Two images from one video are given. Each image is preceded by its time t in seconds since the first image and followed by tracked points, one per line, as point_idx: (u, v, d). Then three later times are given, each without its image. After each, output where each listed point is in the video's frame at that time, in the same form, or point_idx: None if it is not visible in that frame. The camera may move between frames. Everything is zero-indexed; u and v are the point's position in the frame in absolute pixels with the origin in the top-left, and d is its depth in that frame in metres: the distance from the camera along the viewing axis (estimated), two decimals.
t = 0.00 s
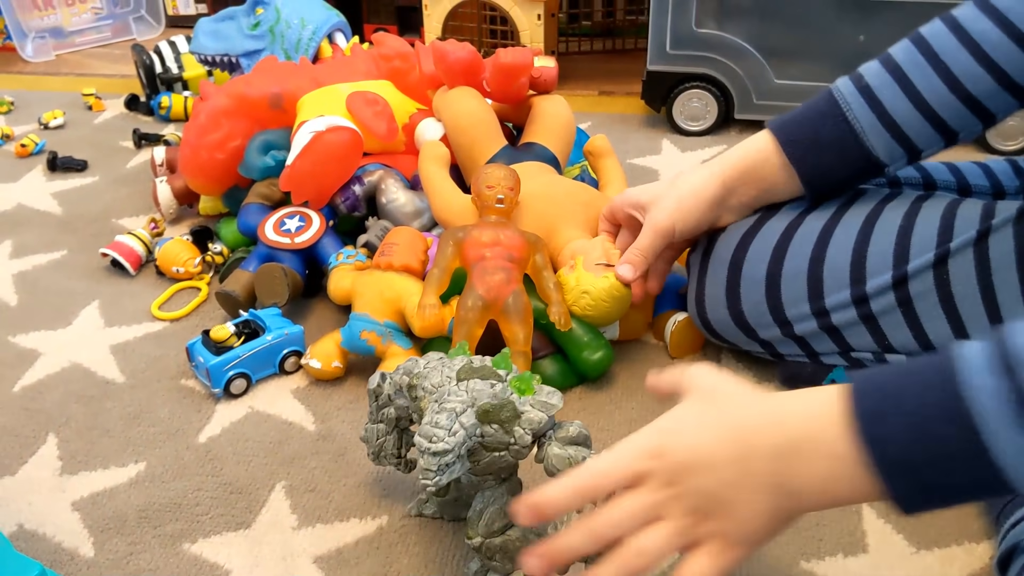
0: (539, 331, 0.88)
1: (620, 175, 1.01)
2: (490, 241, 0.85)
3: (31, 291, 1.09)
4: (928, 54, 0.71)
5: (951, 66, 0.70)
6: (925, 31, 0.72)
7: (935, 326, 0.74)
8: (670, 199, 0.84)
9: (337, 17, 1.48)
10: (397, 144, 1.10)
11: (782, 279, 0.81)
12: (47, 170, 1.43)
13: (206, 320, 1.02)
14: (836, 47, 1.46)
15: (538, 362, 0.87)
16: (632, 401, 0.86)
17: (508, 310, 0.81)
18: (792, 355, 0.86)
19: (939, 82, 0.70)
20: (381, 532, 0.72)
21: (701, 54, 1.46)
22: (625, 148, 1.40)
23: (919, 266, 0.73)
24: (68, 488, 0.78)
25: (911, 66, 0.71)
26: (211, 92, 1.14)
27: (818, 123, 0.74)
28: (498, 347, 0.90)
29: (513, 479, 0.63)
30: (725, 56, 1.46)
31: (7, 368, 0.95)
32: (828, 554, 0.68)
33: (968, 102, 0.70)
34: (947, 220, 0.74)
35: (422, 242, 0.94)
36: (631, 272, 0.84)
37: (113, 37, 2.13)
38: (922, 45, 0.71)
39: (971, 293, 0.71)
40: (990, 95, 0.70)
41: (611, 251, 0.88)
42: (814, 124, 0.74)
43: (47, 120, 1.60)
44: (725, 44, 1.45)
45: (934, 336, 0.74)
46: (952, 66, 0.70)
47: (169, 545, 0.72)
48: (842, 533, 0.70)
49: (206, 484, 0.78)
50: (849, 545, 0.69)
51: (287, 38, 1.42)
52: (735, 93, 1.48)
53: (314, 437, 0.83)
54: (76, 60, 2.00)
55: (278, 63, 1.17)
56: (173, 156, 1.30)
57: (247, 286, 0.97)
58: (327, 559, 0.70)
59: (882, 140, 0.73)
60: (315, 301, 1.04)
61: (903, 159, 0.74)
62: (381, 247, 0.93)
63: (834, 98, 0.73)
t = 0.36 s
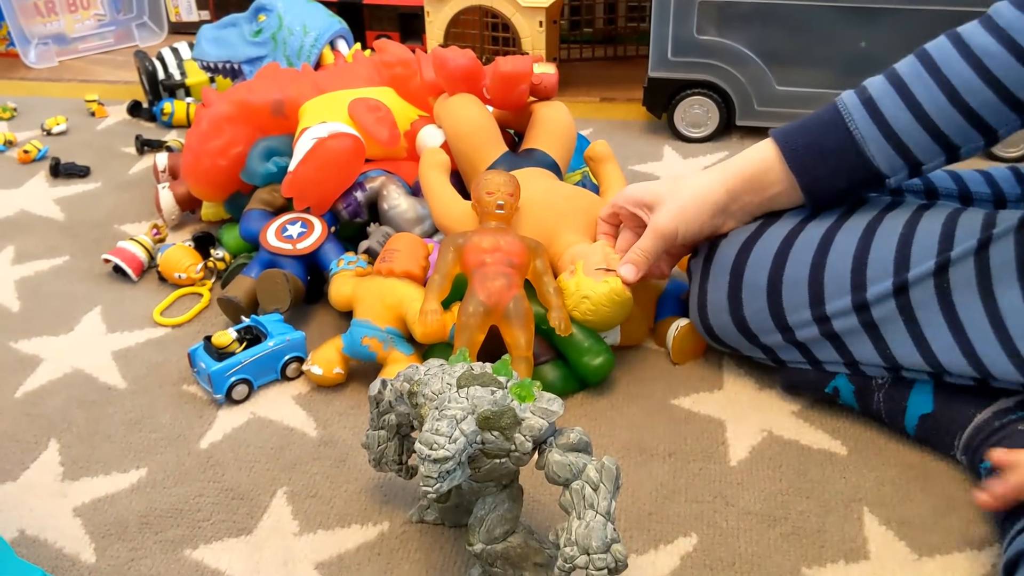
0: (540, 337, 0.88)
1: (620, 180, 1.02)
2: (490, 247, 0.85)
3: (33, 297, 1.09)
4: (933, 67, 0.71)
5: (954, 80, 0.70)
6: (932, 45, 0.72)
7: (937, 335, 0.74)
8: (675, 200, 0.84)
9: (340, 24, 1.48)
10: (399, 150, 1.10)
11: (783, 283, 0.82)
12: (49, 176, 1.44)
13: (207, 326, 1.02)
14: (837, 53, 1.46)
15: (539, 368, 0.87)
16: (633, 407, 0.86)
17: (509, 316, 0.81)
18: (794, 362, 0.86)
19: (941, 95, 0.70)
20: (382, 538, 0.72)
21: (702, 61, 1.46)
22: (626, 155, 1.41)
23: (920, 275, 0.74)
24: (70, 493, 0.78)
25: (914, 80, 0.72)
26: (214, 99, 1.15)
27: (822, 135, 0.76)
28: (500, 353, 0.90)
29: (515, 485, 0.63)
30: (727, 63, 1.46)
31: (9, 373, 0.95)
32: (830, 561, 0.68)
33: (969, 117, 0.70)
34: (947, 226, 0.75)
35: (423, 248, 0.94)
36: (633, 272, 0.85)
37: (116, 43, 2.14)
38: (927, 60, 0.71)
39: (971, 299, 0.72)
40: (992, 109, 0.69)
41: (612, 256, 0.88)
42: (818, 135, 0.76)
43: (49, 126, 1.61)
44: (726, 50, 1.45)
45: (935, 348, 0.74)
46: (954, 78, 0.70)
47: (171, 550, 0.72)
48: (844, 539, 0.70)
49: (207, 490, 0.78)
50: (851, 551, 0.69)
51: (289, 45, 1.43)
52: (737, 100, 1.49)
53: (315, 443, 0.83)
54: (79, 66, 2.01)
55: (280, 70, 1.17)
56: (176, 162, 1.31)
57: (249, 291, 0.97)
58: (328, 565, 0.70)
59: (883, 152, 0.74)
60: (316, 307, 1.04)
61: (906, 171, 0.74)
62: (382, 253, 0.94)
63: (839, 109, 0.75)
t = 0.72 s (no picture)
0: (542, 341, 0.88)
1: (623, 185, 1.02)
2: (494, 251, 0.85)
3: (36, 300, 1.10)
4: (971, 107, 0.69)
5: (999, 120, 0.67)
6: (967, 91, 0.70)
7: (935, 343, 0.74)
8: (742, 255, 0.71)
9: (343, 28, 1.48)
10: (401, 154, 1.10)
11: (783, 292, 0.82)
12: (52, 179, 1.44)
13: (210, 329, 1.03)
14: (840, 59, 1.46)
15: (541, 372, 0.87)
16: (635, 411, 0.86)
17: (512, 319, 0.82)
18: (794, 363, 0.87)
19: (983, 132, 0.68)
20: (384, 541, 0.72)
21: (704, 65, 1.47)
22: (628, 159, 1.41)
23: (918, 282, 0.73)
24: (72, 496, 0.78)
25: (962, 124, 0.68)
26: (217, 103, 1.15)
27: (876, 185, 0.70)
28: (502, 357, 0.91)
29: (516, 488, 0.63)
30: (729, 67, 1.47)
31: (11, 376, 0.95)
32: (832, 565, 0.68)
33: (1010, 154, 0.68)
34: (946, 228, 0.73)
35: (426, 251, 0.94)
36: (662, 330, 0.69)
37: (119, 47, 2.14)
38: (969, 103, 0.69)
39: (970, 308, 0.71)
40: None
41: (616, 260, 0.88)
42: (872, 192, 0.70)
43: (52, 130, 1.61)
44: (728, 55, 1.46)
45: (933, 361, 0.74)
46: (991, 113, 0.68)
47: (173, 553, 0.72)
48: (845, 543, 0.70)
49: (209, 493, 0.78)
50: (853, 555, 0.69)
51: (292, 49, 1.44)
52: (739, 105, 1.49)
53: (317, 447, 0.83)
54: (82, 70, 2.01)
55: (283, 74, 1.18)
56: (179, 166, 1.31)
57: (251, 295, 0.97)
58: (330, 568, 0.70)
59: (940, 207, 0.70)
60: (319, 310, 1.04)
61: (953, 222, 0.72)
62: (385, 257, 0.94)
63: (890, 157, 0.70)
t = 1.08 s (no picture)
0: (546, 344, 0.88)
1: (626, 188, 1.01)
2: (497, 254, 0.85)
3: (38, 302, 1.10)
4: (786, 73, 0.53)
5: (889, 43, 0.51)
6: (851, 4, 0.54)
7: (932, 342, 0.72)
8: (533, 311, 0.51)
9: (345, 31, 1.48)
10: (402, 156, 1.10)
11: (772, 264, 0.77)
12: (55, 181, 1.45)
13: (211, 331, 1.03)
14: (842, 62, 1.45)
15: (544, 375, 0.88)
16: (636, 413, 0.86)
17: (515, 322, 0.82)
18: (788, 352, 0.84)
19: (835, 81, 0.51)
20: (386, 543, 0.72)
21: (705, 67, 1.47)
22: (630, 161, 1.41)
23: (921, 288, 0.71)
24: (74, 498, 0.78)
25: (779, 94, 0.52)
26: (219, 105, 1.15)
27: (718, 172, 0.51)
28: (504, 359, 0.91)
29: (518, 490, 0.63)
30: (730, 69, 1.46)
31: (14, 379, 0.95)
32: (833, 568, 0.68)
33: (913, 92, 0.52)
34: (946, 211, 0.71)
35: (428, 254, 0.94)
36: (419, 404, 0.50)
37: (121, 49, 2.15)
38: (818, 43, 0.52)
39: (974, 319, 0.70)
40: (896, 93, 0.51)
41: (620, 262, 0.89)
42: (716, 182, 0.51)
43: (55, 132, 1.62)
44: (730, 58, 1.46)
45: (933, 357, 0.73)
46: (848, 56, 0.52)
47: (174, 555, 0.72)
48: (847, 546, 0.70)
49: (210, 495, 0.78)
50: (855, 557, 0.69)
51: (294, 51, 1.44)
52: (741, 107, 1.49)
53: (319, 449, 0.83)
54: (84, 73, 2.02)
55: (285, 76, 1.18)
56: (181, 168, 1.31)
57: (253, 297, 0.98)
58: (331, 570, 0.70)
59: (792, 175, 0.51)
60: (321, 312, 1.04)
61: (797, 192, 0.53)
62: (388, 259, 0.94)
63: (722, 133, 0.52)
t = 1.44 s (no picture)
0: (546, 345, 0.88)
1: (627, 190, 1.01)
2: (497, 255, 0.85)
3: (39, 302, 1.10)
4: (776, 114, 0.54)
5: (874, 82, 0.54)
6: (835, 47, 0.56)
7: (950, 367, 0.71)
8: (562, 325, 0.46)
9: (345, 31, 1.48)
10: (403, 157, 1.10)
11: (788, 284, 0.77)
12: (55, 182, 1.45)
13: (211, 332, 1.03)
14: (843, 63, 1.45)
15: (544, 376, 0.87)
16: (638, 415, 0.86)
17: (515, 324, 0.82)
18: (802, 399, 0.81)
19: (824, 119, 0.53)
20: (386, 545, 0.72)
21: (705, 68, 1.47)
22: (630, 162, 1.41)
23: (932, 303, 0.70)
24: (74, 499, 0.78)
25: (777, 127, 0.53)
26: (220, 106, 1.15)
27: (734, 215, 0.51)
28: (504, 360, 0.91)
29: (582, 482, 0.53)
30: (731, 71, 1.46)
31: (14, 379, 0.95)
32: (835, 568, 0.68)
33: (900, 132, 0.54)
34: (949, 242, 0.71)
35: (429, 255, 0.94)
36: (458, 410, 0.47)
37: (122, 50, 2.15)
38: (805, 86, 0.54)
39: (986, 330, 0.69)
40: (881, 133, 0.54)
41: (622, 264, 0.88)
42: (724, 217, 0.51)
43: (55, 132, 1.62)
44: (731, 59, 1.46)
45: (946, 374, 0.71)
46: (835, 96, 0.53)
47: (175, 556, 0.72)
48: (848, 547, 0.70)
49: (210, 496, 0.78)
50: (856, 558, 0.69)
51: (295, 52, 1.44)
52: (741, 107, 1.48)
53: (320, 450, 0.83)
54: (85, 73, 2.02)
55: (285, 77, 1.18)
56: (181, 168, 1.31)
57: (253, 298, 0.98)
58: (331, 571, 0.70)
59: (798, 210, 0.52)
60: (321, 313, 1.04)
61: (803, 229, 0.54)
62: (388, 260, 0.94)
63: (727, 167, 0.52)
